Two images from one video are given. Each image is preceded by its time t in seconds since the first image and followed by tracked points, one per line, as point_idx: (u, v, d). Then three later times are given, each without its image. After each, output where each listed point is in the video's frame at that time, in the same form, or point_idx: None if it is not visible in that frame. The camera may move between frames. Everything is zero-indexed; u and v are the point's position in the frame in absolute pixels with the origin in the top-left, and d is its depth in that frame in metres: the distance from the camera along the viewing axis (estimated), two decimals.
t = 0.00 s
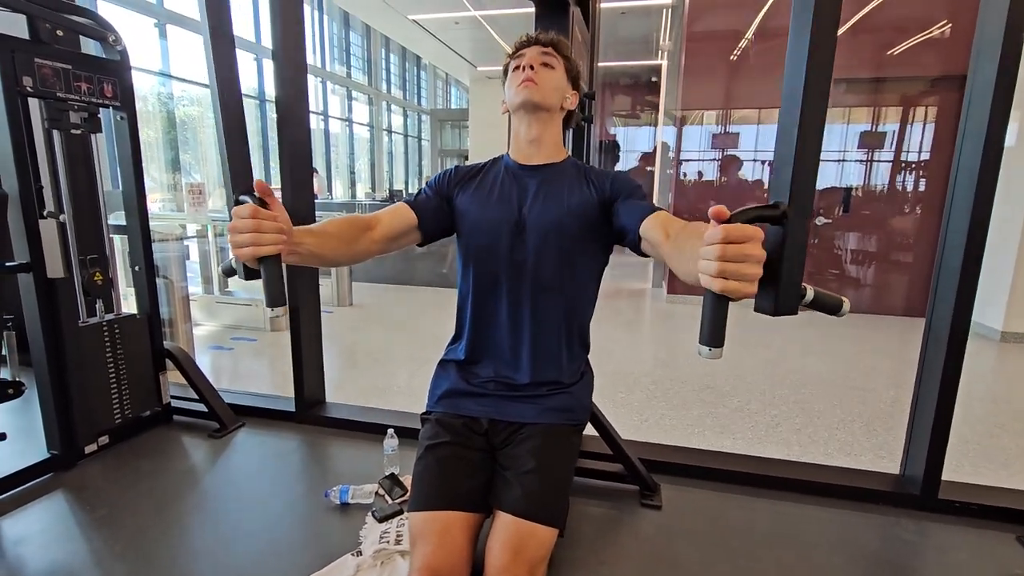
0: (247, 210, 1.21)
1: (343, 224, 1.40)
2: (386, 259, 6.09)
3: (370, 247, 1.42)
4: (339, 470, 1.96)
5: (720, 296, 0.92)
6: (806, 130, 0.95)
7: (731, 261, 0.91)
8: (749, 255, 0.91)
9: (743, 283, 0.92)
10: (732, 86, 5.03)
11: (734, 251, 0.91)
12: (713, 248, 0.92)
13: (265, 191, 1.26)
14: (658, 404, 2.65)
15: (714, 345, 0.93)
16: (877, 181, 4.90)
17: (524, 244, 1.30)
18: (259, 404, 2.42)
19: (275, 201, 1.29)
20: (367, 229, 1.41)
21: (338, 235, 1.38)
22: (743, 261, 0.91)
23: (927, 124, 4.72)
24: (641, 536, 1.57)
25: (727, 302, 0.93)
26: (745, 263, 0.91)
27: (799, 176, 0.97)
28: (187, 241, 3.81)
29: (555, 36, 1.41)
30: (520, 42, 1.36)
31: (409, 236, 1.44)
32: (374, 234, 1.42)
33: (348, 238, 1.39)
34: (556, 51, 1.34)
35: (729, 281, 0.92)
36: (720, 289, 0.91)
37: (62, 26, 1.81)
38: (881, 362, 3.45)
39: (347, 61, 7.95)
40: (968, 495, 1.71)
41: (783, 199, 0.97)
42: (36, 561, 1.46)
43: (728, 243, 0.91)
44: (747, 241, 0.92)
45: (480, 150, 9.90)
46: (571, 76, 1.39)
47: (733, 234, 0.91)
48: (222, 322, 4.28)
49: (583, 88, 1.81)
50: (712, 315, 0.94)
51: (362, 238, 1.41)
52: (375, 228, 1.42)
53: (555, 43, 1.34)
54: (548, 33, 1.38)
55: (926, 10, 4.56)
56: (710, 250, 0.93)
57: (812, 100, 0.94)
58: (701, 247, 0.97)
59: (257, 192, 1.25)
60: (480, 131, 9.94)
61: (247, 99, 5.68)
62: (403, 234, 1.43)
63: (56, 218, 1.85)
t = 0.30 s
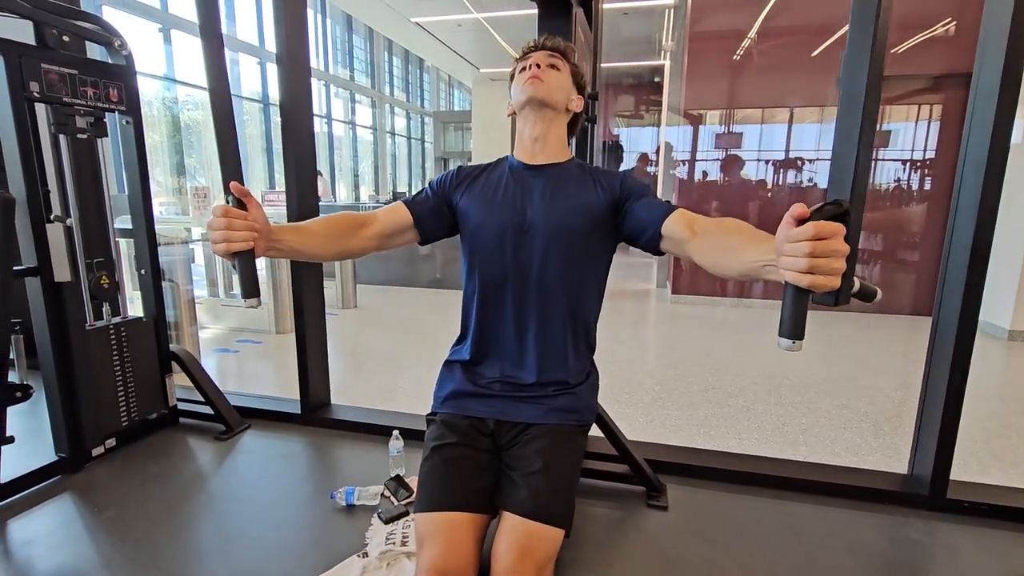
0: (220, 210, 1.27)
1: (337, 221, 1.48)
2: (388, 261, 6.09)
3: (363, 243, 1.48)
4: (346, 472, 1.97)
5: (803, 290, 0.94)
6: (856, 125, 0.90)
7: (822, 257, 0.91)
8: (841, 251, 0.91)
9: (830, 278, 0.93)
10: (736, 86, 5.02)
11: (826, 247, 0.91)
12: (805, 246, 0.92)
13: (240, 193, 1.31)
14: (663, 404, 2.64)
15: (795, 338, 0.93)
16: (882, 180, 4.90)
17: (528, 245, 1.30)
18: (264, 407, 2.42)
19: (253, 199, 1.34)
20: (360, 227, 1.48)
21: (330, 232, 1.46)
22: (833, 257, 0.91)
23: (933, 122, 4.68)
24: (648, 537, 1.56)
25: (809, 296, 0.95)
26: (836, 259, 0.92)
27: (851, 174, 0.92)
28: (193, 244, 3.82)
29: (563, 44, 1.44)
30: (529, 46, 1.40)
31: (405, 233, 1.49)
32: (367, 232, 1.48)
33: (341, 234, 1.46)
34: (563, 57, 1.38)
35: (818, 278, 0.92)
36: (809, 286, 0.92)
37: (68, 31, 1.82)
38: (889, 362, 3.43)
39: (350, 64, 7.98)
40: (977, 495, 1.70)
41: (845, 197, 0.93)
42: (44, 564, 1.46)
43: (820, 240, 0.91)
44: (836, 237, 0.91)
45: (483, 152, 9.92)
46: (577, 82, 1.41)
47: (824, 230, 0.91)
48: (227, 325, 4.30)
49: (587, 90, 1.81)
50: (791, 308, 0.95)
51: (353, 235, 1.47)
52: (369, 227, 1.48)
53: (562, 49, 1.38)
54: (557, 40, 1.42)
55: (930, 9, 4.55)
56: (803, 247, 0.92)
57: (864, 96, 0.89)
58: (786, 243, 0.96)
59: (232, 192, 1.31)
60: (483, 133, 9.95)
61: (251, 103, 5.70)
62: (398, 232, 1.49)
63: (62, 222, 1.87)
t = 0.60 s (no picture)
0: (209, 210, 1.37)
1: (337, 219, 1.52)
2: (390, 263, 6.10)
3: (360, 240, 1.52)
4: (348, 473, 1.97)
5: (861, 283, 1.02)
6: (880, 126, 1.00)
7: (881, 253, 0.99)
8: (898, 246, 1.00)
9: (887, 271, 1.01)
10: (737, 85, 5.01)
11: (886, 244, 0.99)
12: (867, 243, 0.99)
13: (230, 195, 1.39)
14: (665, 404, 2.64)
15: (854, 326, 1.02)
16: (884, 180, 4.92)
17: (529, 245, 1.30)
18: (266, 407, 2.43)
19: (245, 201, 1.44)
20: (359, 225, 1.52)
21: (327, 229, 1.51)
22: (891, 252, 1.00)
23: (934, 121, 4.69)
24: (650, 538, 1.56)
25: (866, 288, 1.03)
26: (892, 253, 1.00)
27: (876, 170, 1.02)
28: (195, 246, 3.83)
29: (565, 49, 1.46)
30: (531, 49, 1.41)
31: (402, 232, 1.51)
32: (365, 230, 1.52)
33: (339, 232, 1.51)
34: (565, 61, 1.39)
35: (879, 272, 1.00)
36: (871, 279, 1.00)
37: (70, 33, 1.82)
38: (891, 361, 3.42)
39: (351, 66, 8.00)
40: (981, 495, 1.69)
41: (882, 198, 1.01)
42: (47, 565, 1.47)
43: (881, 237, 0.99)
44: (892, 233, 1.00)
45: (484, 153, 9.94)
46: (577, 84, 1.42)
47: (886, 226, 0.98)
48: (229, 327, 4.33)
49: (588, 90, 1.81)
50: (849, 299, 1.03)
51: (351, 233, 1.51)
52: (367, 225, 1.52)
53: (563, 52, 1.40)
54: (559, 44, 1.43)
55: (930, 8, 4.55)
56: (866, 244, 0.99)
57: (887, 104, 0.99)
58: (847, 242, 1.02)
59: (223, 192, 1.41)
60: (484, 134, 10.02)
61: (252, 105, 5.71)
62: (394, 231, 1.51)
63: (65, 224, 1.87)
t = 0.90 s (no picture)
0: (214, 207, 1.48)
1: (338, 214, 1.55)
2: (390, 261, 6.10)
3: (360, 235, 1.54)
4: (348, 472, 1.96)
5: (890, 270, 1.12)
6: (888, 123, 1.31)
7: (908, 242, 1.10)
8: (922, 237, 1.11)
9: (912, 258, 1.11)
10: (737, 83, 5.00)
11: (912, 233, 1.10)
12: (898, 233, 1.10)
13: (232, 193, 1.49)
14: (666, 402, 2.63)
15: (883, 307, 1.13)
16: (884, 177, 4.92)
17: (528, 242, 1.29)
18: (265, 407, 2.42)
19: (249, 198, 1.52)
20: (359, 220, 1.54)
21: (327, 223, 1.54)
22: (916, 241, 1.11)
23: (934, 118, 4.67)
24: (650, 536, 1.55)
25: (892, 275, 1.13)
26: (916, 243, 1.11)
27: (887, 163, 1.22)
28: (194, 246, 3.81)
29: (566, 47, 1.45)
30: (531, 46, 1.40)
31: (397, 226, 1.51)
32: (365, 225, 1.53)
33: (338, 227, 1.54)
34: (565, 59, 1.38)
35: (908, 260, 1.10)
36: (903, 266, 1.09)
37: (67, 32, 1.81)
38: (892, 359, 3.42)
39: (350, 65, 8.00)
40: (981, 492, 1.69)
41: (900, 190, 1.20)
42: (46, 565, 1.46)
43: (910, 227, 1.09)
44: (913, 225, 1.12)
45: (483, 151, 9.95)
46: (576, 82, 1.41)
47: (915, 219, 1.09)
48: (229, 326, 4.33)
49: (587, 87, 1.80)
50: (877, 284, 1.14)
51: (349, 227, 1.53)
52: (367, 220, 1.53)
53: (563, 50, 1.39)
54: (559, 43, 1.43)
55: (931, 4, 4.53)
56: (897, 234, 1.09)
57: (891, 107, 1.31)
58: (879, 233, 1.12)
59: (228, 191, 1.51)
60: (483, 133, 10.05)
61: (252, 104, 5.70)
62: (392, 227, 1.52)
63: (63, 223, 1.86)
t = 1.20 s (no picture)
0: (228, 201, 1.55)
1: (345, 208, 1.56)
2: (391, 256, 6.09)
3: (365, 229, 1.54)
4: (351, 467, 1.97)
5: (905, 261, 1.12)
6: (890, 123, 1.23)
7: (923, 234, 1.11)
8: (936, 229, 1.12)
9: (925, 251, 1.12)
10: (740, 76, 4.98)
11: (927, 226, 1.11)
12: (914, 225, 1.11)
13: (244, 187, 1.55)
14: (667, 397, 2.63)
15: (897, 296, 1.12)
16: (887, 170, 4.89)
17: (531, 237, 1.29)
18: (268, 402, 2.42)
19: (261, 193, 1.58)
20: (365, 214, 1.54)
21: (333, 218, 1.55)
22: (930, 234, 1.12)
23: (937, 111, 4.65)
24: (652, 531, 1.55)
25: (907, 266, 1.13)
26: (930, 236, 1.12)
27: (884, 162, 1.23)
28: (195, 242, 3.80)
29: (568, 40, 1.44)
30: (532, 38, 1.39)
31: (401, 222, 1.50)
32: (370, 219, 1.54)
33: (344, 220, 1.55)
34: (567, 52, 1.37)
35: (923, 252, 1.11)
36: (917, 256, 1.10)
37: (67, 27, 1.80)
38: (895, 353, 3.41)
39: (351, 58, 7.96)
40: (984, 487, 1.68)
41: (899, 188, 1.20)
42: (51, 559, 1.47)
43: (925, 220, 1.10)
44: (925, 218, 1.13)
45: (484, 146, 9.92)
46: (578, 76, 1.40)
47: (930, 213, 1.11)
48: (231, 321, 4.32)
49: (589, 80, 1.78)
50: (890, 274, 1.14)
51: (354, 222, 1.54)
52: (372, 214, 1.53)
53: (565, 43, 1.37)
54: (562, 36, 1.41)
55: None
56: (913, 227, 1.10)
57: (894, 104, 1.22)
58: (895, 224, 1.12)
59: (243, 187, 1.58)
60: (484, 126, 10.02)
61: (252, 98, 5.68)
62: (397, 221, 1.51)
63: (64, 219, 1.86)
